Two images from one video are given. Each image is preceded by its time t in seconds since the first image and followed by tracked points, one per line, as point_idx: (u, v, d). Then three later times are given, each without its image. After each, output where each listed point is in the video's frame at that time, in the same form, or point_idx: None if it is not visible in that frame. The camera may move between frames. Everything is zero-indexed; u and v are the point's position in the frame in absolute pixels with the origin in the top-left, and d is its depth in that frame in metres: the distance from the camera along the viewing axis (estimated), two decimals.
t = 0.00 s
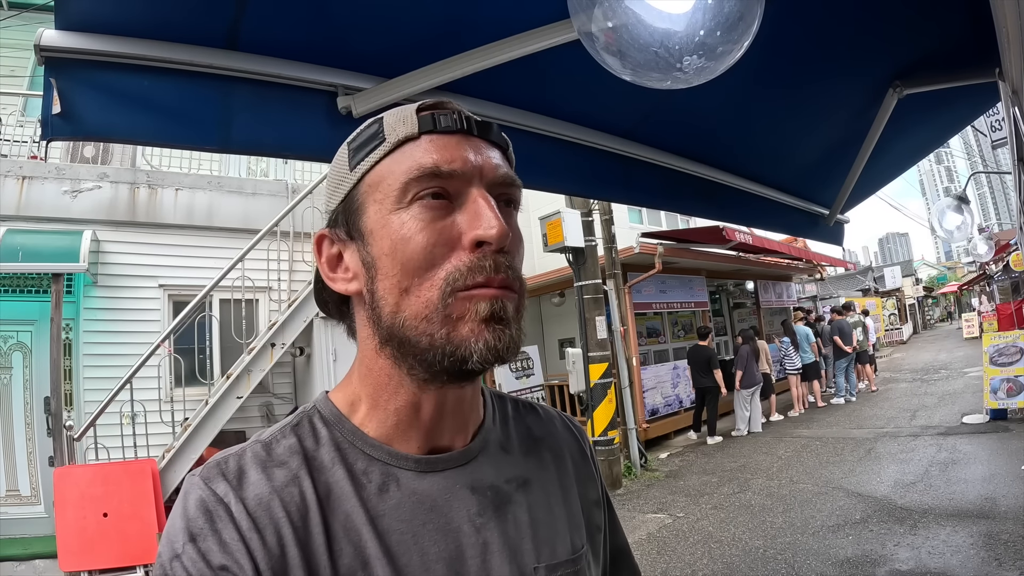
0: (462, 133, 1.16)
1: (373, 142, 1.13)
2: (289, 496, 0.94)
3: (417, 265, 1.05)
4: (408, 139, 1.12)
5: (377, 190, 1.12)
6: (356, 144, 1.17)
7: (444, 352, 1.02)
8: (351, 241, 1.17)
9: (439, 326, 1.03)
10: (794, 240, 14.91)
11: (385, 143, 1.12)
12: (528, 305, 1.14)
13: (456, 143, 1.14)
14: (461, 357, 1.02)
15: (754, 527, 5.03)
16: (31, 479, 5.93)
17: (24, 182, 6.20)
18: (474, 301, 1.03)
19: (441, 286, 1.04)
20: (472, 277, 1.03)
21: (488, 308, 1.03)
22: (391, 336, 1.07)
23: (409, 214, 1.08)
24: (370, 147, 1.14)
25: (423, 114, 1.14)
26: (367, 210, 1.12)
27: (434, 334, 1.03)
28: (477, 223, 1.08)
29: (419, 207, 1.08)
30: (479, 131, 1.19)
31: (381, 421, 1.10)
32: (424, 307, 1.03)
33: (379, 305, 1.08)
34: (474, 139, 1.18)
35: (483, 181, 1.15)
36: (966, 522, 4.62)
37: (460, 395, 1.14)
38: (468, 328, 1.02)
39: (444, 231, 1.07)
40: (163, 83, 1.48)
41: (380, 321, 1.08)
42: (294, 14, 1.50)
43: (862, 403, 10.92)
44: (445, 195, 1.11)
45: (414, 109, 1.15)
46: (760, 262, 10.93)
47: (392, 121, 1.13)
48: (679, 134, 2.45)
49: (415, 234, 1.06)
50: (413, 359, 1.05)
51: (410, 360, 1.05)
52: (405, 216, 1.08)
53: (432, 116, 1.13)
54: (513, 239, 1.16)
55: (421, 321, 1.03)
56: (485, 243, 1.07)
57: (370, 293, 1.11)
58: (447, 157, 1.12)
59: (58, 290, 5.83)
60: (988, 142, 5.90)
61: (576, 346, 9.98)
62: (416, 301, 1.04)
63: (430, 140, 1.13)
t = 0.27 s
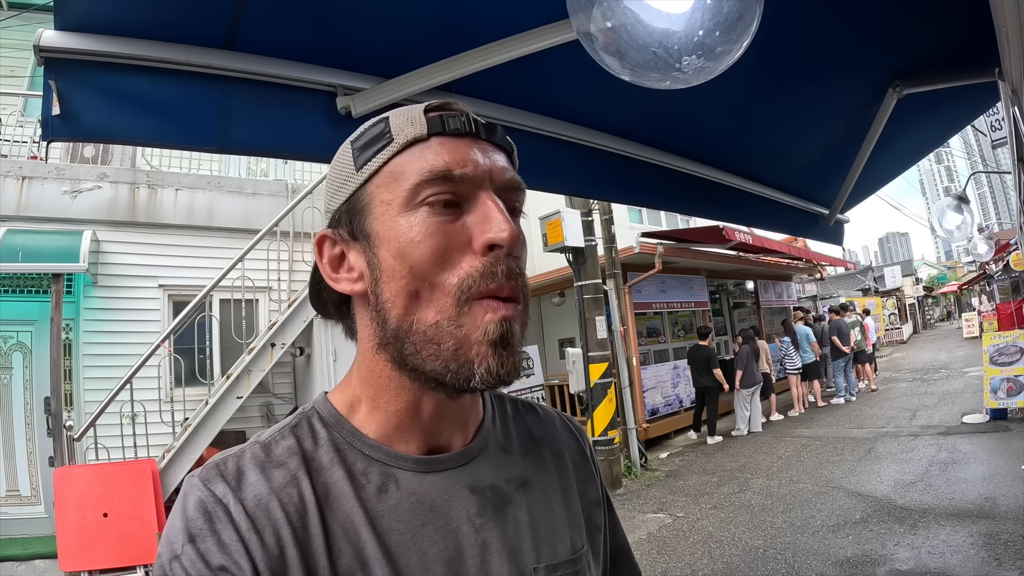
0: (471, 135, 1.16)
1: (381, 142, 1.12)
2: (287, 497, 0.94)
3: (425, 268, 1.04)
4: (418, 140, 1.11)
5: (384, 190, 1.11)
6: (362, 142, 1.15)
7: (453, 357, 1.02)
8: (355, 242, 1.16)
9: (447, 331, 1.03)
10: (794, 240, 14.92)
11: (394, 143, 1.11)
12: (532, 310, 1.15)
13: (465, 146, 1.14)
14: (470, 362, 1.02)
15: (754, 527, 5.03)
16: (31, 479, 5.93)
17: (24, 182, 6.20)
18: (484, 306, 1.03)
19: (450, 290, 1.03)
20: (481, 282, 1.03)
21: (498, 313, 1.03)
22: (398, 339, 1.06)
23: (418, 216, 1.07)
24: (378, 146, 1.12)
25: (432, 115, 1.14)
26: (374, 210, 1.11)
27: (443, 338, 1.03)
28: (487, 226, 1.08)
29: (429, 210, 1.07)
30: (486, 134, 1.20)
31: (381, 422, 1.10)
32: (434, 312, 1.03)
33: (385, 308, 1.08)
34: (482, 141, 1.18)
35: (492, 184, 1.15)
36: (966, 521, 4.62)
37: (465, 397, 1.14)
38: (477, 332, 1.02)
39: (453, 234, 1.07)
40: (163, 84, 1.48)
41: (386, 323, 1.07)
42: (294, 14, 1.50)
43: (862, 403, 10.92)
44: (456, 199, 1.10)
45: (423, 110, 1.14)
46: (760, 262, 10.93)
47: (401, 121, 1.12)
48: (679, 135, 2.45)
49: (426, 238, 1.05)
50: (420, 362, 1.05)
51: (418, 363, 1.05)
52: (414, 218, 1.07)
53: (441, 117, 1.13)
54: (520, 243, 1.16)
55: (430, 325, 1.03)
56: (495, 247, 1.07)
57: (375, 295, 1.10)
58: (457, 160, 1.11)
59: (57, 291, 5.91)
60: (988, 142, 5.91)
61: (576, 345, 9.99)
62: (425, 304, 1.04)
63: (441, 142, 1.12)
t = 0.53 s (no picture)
0: (488, 140, 1.15)
1: (397, 139, 1.09)
2: (282, 494, 0.94)
3: (444, 274, 1.03)
4: (438, 142, 1.08)
5: (398, 190, 1.08)
6: (374, 135, 1.10)
7: (473, 364, 1.03)
8: (360, 239, 1.13)
9: (467, 337, 1.03)
10: (793, 239, 14.93)
11: (413, 143, 1.08)
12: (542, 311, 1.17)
13: (485, 152, 1.12)
14: (488, 369, 1.04)
15: (754, 527, 5.03)
16: (31, 479, 5.93)
17: (24, 182, 6.21)
18: (504, 315, 1.04)
19: (469, 298, 1.03)
20: (500, 290, 1.03)
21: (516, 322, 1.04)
22: (411, 343, 1.06)
23: (436, 220, 1.06)
24: (393, 144, 1.09)
25: (453, 117, 1.12)
26: (387, 210, 1.09)
27: (461, 346, 1.03)
28: (505, 234, 1.07)
29: (449, 215, 1.06)
30: (501, 139, 1.19)
31: (380, 421, 1.10)
32: (453, 318, 1.03)
33: (398, 311, 1.06)
34: (497, 147, 1.17)
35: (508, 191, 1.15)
36: (966, 521, 4.62)
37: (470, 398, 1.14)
38: (497, 342, 1.03)
39: (471, 239, 1.05)
40: (162, 83, 1.49)
41: (399, 327, 1.06)
42: (293, 14, 1.50)
43: (862, 403, 10.92)
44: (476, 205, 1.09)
45: (441, 112, 1.12)
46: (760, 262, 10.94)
47: (420, 121, 1.09)
48: (678, 134, 2.45)
49: (445, 245, 1.04)
50: (435, 369, 1.04)
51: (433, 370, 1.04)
52: (431, 222, 1.06)
53: (461, 121, 1.12)
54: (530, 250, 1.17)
55: (448, 333, 1.03)
56: (513, 256, 1.07)
57: (386, 296, 1.09)
58: (480, 166, 1.10)
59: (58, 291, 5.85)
60: (988, 141, 5.91)
61: (576, 345, 9.99)
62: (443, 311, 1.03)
63: (462, 146, 1.10)
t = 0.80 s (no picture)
0: (485, 133, 1.15)
1: (394, 132, 1.09)
2: (279, 493, 0.94)
3: (443, 266, 1.03)
4: (435, 135, 1.09)
5: (395, 183, 1.08)
6: (370, 128, 1.10)
7: (471, 356, 1.03)
8: (357, 234, 1.13)
9: (465, 327, 1.02)
10: (793, 239, 14.94)
11: (410, 136, 1.08)
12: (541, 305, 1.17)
13: (481, 145, 1.13)
14: (487, 360, 1.04)
15: (754, 526, 5.03)
16: (31, 479, 5.94)
17: (24, 182, 6.21)
18: (502, 305, 1.04)
19: (467, 289, 1.03)
20: (498, 280, 1.03)
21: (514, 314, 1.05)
22: (410, 335, 1.06)
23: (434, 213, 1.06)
24: (390, 136, 1.09)
25: (448, 110, 1.13)
26: (384, 203, 1.09)
27: (458, 338, 1.03)
28: (502, 226, 1.08)
29: (446, 207, 1.06)
30: (498, 133, 1.19)
31: (379, 417, 1.10)
32: (451, 308, 1.03)
33: (396, 304, 1.06)
34: (494, 140, 1.17)
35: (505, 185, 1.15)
36: (966, 521, 4.62)
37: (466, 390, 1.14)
38: (495, 333, 1.03)
39: (469, 232, 1.06)
40: (161, 83, 1.49)
41: (397, 320, 1.06)
42: (292, 13, 1.50)
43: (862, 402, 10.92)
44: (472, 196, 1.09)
45: (437, 105, 1.13)
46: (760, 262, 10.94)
47: (417, 114, 1.10)
48: (677, 133, 2.46)
49: (443, 236, 1.04)
50: (433, 360, 1.04)
51: (430, 362, 1.04)
52: (429, 215, 1.06)
53: (458, 113, 1.12)
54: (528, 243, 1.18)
55: (447, 325, 1.03)
56: (511, 247, 1.07)
57: (384, 290, 1.09)
58: (476, 158, 1.10)
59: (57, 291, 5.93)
60: (988, 141, 5.92)
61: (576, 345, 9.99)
62: (441, 303, 1.03)
63: (459, 139, 1.11)
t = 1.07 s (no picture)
0: (522, 166, 1.08)
1: (424, 163, 1.01)
2: (281, 494, 0.94)
3: (474, 319, 1.01)
4: (471, 172, 1.02)
5: (424, 220, 1.03)
6: (398, 153, 1.02)
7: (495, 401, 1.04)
8: (376, 263, 1.07)
9: (493, 380, 1.02)
10: (793, 239, 14.94)
11: (443, 171, 1.01)
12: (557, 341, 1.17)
13: (517, 181, 1.06)
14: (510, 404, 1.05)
15: (754, 527, 5.03)
16: (31, 480, 5.93)
17: (23, 183, 6.20)
18: (528, 356, 1.04)
19: (497, 342, 1.02)
20: (527, 334, 1.03)
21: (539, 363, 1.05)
22: (435, 380, 1.04)
23: (466, 259, 1.01)
24: (421, 168, 1.01)
25: (488, 141, 1.05)
26: (411, 241, 1.03)
27: (485, 388, 1.02)
28: (533, 274, 1.05)
29: (480, 254, 1.02)
30: (534, 162, 1.13)
31: (383, 429, 1.09)
32: (480, 361, 1.01)
33: (422, 349, 1.03)
34: (529, 171, 1.11)
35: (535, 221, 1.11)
36: (967, 521, 4.62)
37: (480, 411, 1.14)
38: (521, 383, 1.04)
39: (501, 280, 1.03)
40: (161, 83, 1.49)
41: (422, 362, 1.04)
42: (293, 14, 1.50)
43: (862, 403, 10.92)
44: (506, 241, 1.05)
45: (472, 131, 1.05)
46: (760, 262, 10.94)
47: (452, 145, 1.02)
48: (677, 133, 2.46)
49: (475, 287, 1.00)
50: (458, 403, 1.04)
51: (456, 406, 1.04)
52: (460, 261, 1.01)
53: (496, 145, 1.05)
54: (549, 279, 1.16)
55: (476, 374, 1.02)
56: (540, 296, 1.05)
57: (407, 330, 1.05)
58: (513, 200, 1.04)
59: (58, 292, 5.95)
60: (988, 141, 5.92)
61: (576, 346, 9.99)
62: (471, 354, 1.01)
63: (495, 176, 1.04)
